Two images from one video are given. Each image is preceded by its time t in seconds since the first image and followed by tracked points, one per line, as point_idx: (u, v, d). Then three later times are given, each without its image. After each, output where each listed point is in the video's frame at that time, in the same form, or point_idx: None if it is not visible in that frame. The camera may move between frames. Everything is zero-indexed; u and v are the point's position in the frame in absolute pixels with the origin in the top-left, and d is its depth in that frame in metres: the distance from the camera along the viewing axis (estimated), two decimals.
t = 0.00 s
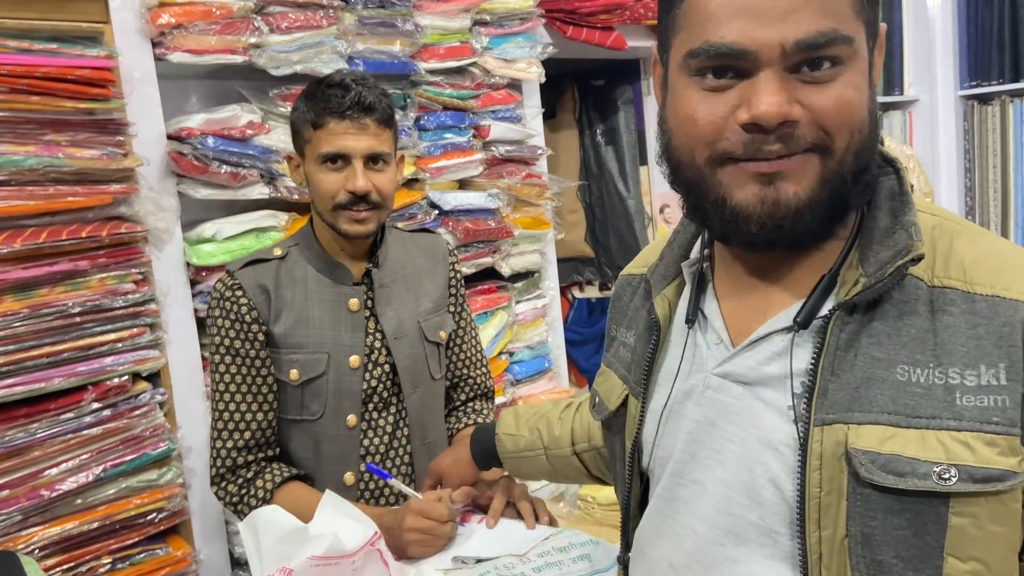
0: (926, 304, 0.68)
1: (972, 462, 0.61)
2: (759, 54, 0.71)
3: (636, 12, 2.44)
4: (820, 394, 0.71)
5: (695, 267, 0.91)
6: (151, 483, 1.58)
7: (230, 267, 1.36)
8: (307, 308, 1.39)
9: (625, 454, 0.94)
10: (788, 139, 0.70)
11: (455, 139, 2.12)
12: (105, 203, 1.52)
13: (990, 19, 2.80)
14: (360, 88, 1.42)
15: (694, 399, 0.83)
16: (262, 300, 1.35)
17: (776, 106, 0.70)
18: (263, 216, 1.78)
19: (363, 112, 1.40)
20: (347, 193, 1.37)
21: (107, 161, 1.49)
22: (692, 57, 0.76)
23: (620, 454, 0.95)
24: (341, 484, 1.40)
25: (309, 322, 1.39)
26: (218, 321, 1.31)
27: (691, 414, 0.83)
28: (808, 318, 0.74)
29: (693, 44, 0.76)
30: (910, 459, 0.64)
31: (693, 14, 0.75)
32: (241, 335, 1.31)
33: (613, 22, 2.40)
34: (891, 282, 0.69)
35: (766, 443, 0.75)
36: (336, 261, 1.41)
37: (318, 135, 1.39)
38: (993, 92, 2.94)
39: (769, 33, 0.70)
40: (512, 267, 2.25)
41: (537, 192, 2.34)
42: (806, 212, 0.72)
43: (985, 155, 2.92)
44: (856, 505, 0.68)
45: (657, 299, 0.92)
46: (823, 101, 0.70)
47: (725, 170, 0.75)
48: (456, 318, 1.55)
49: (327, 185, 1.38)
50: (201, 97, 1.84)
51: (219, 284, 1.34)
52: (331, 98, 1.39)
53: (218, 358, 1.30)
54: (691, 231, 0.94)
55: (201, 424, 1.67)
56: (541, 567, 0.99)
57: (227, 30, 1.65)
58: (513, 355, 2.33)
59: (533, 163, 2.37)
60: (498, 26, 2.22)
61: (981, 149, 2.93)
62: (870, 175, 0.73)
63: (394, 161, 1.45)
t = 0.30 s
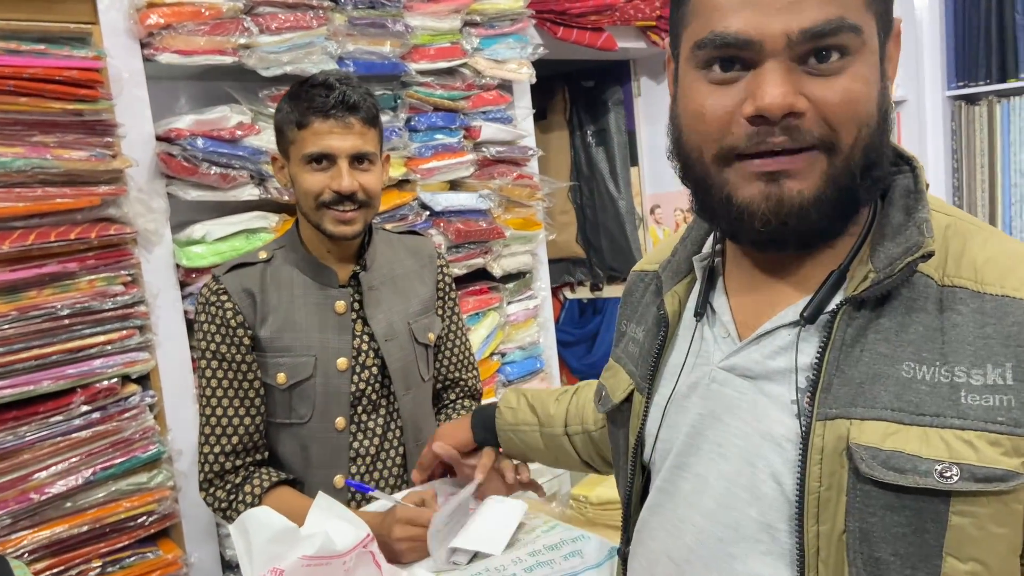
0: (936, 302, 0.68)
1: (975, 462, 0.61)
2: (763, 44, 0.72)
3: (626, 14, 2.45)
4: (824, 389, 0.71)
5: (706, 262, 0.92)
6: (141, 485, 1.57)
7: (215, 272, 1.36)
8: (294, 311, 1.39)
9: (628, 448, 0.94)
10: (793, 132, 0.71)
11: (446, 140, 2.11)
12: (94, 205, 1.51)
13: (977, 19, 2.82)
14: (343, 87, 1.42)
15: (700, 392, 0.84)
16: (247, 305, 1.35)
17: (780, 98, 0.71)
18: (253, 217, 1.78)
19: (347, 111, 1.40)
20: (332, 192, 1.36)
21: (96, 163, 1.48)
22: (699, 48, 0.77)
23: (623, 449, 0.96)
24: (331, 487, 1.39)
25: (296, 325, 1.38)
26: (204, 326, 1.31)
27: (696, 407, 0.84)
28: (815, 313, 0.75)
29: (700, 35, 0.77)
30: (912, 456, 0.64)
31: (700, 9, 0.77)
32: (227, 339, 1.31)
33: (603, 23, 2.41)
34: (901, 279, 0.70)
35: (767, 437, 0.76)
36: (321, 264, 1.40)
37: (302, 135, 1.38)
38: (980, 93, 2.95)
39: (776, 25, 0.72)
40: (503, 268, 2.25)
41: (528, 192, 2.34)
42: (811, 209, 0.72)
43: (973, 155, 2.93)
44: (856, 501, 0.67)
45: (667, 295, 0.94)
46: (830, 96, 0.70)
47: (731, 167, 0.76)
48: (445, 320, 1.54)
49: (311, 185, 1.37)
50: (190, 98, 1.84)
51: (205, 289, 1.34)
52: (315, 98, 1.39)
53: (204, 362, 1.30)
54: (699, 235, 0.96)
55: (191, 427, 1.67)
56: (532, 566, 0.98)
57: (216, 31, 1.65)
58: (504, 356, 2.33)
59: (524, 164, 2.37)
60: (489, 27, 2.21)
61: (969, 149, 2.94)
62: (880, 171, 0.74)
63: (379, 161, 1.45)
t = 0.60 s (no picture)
0: (926, 311, 0.68)
1: (954, 479, 0.62)
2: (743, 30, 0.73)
3: (613, 16, 2.46)
4: (807, 396, 0.72)
5: (705, 263, 0.94)
6: (129, 491, 1.56)
7: (201, 277, 1.35)
8: (280, 316, 1.39)
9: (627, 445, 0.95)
10: (772, 112, 0.71)
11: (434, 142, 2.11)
12: (79, 209, 1.50)
13: (962, 21, 2.84)
14: (327, 91, 1.42)
15: (689, 396, 0.84)
16: (234, 309, 1.34)
17: (757, 78, 0.72)
18: (240, 221, 1.76)
19: (330, 114, 1.39)
20: (316, 196, 1.36)
21: (81, 166, 1.47)
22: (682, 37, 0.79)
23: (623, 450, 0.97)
24: (320, 490, 1.38)
25: (282, 330, 1.38)
26: (191, 332, 1.30)
27: (683, 410, 0.84)
28: (802, 319, 0.75)
29: (684, 25, 0.79)
30: (890, 469, 0.65)
31: None
32: (214, 344, 1.31)
33: (590, 26, 2.41)
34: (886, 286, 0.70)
35: (751, 443, 0.77)
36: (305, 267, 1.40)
37: (286, 139, 1.38)
38: (965, 94, 2.97)
39: (755, 9, 0.72)
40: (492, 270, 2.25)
41: (517, 195, 2.34)
42: (794, 208, 0.72)
43: (958, 157, 2.95)
44: (833, 511, 0.68)
45: (667, 297, 0.95)
46: (814, 81, 0.70)
47: (715, 161, 0.77)
48: (433, 322, 1.55)
49: (295, 188, 1.37)
50: (176, 101, 1.83)
51: (191, 293, 1.34)
52: (298, 102, 1.39)
53: (190, 368, 1.29)
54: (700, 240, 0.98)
55: (179, 432, 1.66)
56: (521, 569, 0.98)
57: (202, 34, 1.65)
58: (494, 358, 2.33)
59: (512, 167, 2.37)
60: (476, 29, 2.21)
61: (954, 151, 2.96)
62: (871, 168, 0.74)
63: (364, 164, 1.45)
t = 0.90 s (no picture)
0: (905, 311, 0.68)
1: (923, 480, 0.62)
2: (740, 43, 0.73)
3: (601, 21, 2.46)
4: (785, 396, 0.73)
5: (698, 266, 0.96)
6: (117, 499, 1.55)
7: (190, 282, 1.36)
8: (267, 322, 1.38)
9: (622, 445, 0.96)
10: (766, 127, 0.72)
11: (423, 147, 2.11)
12: (66, 215, 1.50)
13: (946, 26, 2.86)
14: (311, 96, 1.42)
15: (678, 398, 0.85)
16: (221, 315, 1.34)
17: (751, 94, 0.72)
18: (228, 226, 1.76)
19: (315, 119, 1.39)
20: (302, 201, 1.36)
21: (68, 173, 1.46)
22: (678, 46, 0.79)
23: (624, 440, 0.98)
24: (308, 495, 1.38)
25: (270, 334, 1.38)
26: (179, 338, 1.30)
27: (672, 410, 0.85)
28: (783, 319, 0.76)
29: (681, 33, 0.79)
30: (860, 469, 0.66)
31: (684, 8, 0.79)
32: (201, 350, 1.30)
33: (578, 31, 2.41)
34: (863, 287, 0.71)
35: (731, 442, 0.77)
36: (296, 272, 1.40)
37: (271, 144, 1.38)
38: (949, 99, 2.99)
39: (751, 23, 0.73)
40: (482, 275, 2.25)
41: (506, 199, 2.34)
42: (786, 212, 0.73)
43: (943, 161, 2.97)
44: (805, 512, 0.69)
45: (664, 296, 0.96)
46: (809, 94, 0.71)
47: (706, 164, 0.78)
48: (422, 325, 1.54)
49: (281, 193, 1.37)
50: (164, 107, 1.82)
51: (179, 300, 1.34)
52: (282, 107, 1.39)
53: (179, 374, 1.30)
54: (696, 242, 1.01)
55: (167, 440, 1.65)
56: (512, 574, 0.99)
57: (190, 40, 1.64)
58: (484, 363, 2.32)
59: (501, 171, 2.38)
60: (464, 35, 2.22)
61: (938, 155, 2.98)
62: (864, 178, 0.74)
63: (350, 169, 1.45)
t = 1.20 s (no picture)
0: (868, 298, 0.69)
1: (877, 454, 0.62)
2: (717, 58, 0.74)
3: (588, 28, 2.48)
4: (752, 379, 0.73)
5: (685, 267, 0.96)
6: (102, 508, 1.54)
7: (176, 290, 1.35)
8: (256, 327, 1.38)
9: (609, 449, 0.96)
10: (741, 135, 0.73)
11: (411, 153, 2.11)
12: (51, 223, 1.48)
13: (930, 32, 2.89)
14: (299, 101, 1.42)
15: (659, 393, 0.85)
16: (209, 321, 1.33)
17: (730, 105, 0.73)
18: (214, 233, 1.75)
19: (303, 124, 1.39)
20: (290, 207, 1.35)
21: (53, 180, 1.45)
22: (659, 60, 0.79)
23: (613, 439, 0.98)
24: (296, 503, 1.37)
25: (258, 341, 1.37)
26: (167, 345, 1.30)
27: (654, 404, 0.85)
28: (753, 311, 0.78)
29: (661, 47, 0.79)
30: (818, 445, 0.65)
31: (667, 19, 0.79)
32: (188, 357, 1.30)
33: (565, 37, 2.43)
34: (827, 274, 0.73)
35: (703, 432, 0.78)
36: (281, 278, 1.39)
37: (259, 150, 1.38)
38: (933, 104, 3.02)
39: (728, 37, 0.73)
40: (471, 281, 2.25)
41: (494, 205, 2.34)
42: (764, 215, 0.75)
43: (928, 166, 2.99)
44: (768, 489, 0.68)
45: (653, 298, 0.96)
46: (787, 103, 0.72)
47: (685, 162, 0.79)
48: (411, 331, 1.53)
49: (268, 199, 1.36)
50: (149, 114, 1.82)
51: (166, 307, 1.33)
52: (271, 113, 1.39)
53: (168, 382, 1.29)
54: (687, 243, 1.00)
55: (153, 449, 1.64)
56: None
57: (176, 46, 1.64)
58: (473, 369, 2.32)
59: (489, 177, 2.38)
60: (452, 41, 2.22)
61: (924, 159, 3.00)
62: (839, 180, 0.75)
63: (338, 174, 1.44)
